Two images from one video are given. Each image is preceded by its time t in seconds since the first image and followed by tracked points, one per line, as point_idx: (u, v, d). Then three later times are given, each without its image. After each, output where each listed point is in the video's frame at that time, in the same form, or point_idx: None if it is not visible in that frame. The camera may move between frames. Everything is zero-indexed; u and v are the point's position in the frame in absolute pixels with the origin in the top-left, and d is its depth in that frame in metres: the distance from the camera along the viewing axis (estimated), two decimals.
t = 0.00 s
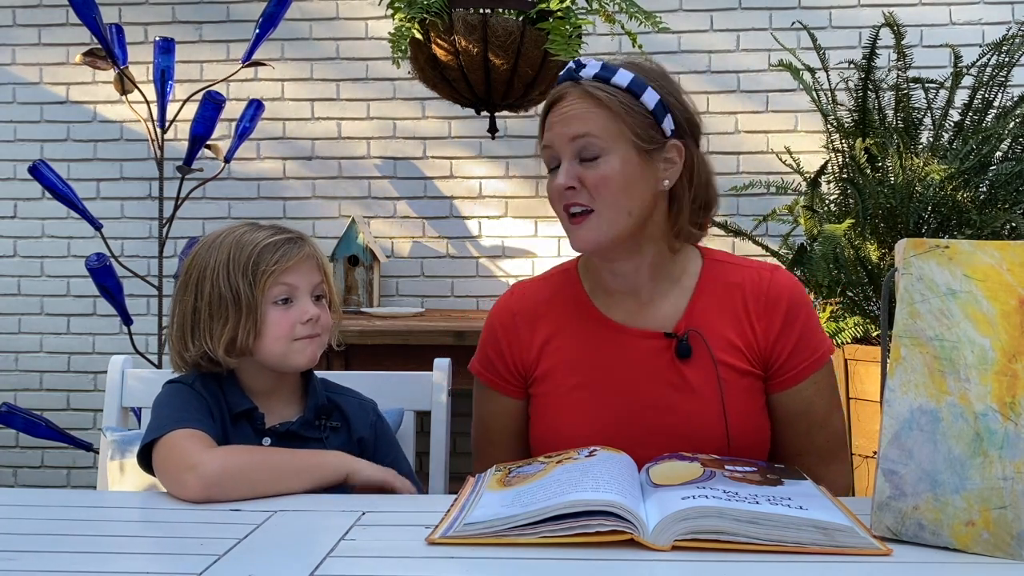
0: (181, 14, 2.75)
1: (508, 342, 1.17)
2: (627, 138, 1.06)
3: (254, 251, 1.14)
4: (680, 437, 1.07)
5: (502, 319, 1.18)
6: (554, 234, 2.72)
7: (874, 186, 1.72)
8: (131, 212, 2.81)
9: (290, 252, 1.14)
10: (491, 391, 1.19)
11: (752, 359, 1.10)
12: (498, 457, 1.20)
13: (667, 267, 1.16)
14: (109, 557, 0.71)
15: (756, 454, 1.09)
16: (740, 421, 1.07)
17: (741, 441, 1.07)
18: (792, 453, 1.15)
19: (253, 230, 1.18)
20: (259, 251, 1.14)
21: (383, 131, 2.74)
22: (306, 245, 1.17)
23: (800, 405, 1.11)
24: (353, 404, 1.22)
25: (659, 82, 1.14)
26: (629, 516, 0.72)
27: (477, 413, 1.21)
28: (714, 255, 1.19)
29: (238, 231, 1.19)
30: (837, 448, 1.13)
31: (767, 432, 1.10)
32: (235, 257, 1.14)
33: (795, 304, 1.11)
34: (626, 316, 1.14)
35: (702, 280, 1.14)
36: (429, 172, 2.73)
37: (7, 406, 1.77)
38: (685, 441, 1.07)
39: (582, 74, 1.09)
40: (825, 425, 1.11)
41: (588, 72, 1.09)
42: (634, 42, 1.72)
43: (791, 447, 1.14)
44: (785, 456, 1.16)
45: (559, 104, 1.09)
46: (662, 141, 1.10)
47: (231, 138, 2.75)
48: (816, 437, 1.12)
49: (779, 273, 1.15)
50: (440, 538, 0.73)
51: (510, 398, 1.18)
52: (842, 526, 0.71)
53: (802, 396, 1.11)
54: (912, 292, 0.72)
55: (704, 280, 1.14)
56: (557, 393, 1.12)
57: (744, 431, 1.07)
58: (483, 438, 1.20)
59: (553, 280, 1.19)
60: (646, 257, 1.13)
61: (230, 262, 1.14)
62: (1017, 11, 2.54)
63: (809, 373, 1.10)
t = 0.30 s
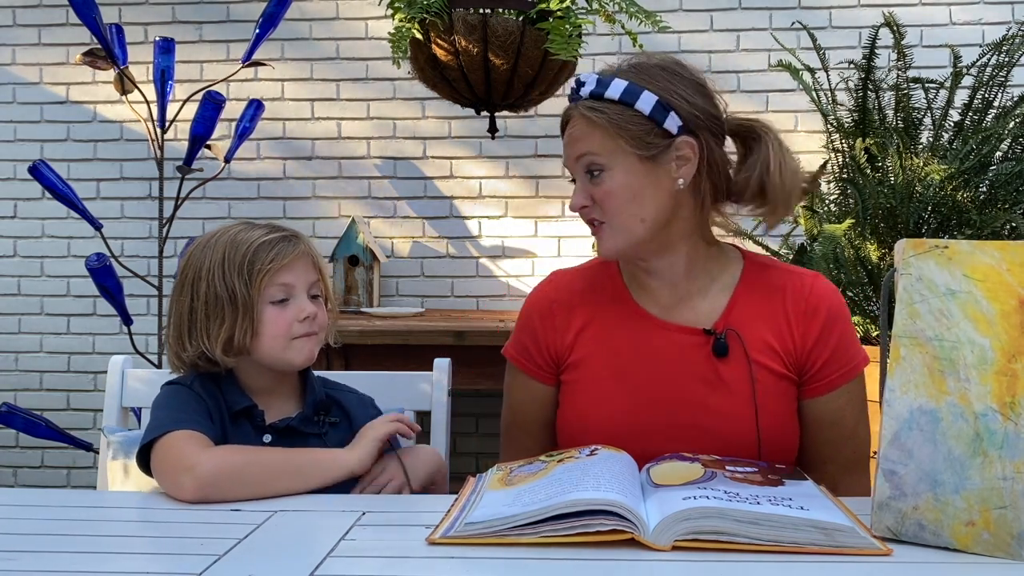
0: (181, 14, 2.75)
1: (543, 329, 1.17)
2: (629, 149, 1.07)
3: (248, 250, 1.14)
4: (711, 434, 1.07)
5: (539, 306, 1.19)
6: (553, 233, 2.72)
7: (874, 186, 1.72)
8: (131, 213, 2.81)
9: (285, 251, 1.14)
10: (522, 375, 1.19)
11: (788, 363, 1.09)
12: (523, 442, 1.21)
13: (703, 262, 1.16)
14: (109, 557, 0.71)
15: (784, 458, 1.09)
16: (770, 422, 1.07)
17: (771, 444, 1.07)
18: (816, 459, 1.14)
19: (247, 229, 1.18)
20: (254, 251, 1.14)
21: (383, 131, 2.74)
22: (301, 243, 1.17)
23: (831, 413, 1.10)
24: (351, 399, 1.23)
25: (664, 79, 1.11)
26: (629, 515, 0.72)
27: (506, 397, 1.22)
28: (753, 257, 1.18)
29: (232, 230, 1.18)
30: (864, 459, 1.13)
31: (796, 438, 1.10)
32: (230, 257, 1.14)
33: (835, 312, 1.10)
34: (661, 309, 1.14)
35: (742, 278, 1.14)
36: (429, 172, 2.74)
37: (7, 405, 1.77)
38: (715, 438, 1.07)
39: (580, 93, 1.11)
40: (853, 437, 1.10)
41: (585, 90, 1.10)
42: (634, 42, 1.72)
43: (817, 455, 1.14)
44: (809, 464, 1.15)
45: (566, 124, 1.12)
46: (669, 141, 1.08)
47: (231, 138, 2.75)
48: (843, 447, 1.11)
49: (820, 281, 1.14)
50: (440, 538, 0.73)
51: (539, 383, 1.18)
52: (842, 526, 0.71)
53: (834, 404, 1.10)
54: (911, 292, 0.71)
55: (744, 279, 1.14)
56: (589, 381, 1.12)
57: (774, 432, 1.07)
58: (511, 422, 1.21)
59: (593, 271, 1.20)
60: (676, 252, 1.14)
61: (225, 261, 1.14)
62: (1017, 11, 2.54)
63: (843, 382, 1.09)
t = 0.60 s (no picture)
0: (181, 14, 2.75)
1: (547, 323, 1.18)
2: (630, 151, 1.07)
3: (247, 250, 1.14)
4: (711, 433, 1.07)
5: (544, 303, 1.19)
6: (553, 234, 2.72)
7: (874, 186, 1.72)
8: (131, 213, 2.81)
9: (284, 251, 1.14)
10: (526, 370, 1.19)
11: (791, 365, 1.09)
12: (525, 437, 1.22)
13: (709, 262, 1.15)
14: (108, 557, 0.71)
15: (784, 460, 1.08)
16: (770, 425, 1.07)
17: (771, 445, 1.07)
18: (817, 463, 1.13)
19: (246, 229, 1.18)
20: (253, 251, 1.14)
21: (383, 131, 2.74)
22: (299, 243, 1.17)
23: (834, 418, 1.10)
24: (350, 400, 1.23)
25: (665, 81, 1.12)
26: (629, 515, 0.72)
27: (510, 392, 1.22)
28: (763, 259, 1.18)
29: (231, 230, 1.19)
30: (865, 465, 1.12)
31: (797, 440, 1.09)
32: (229, 257, 1.14)
33: (840, 317, 1.09)
34: (666, 310, 1.14)
35: (747, 280, 1.14)
36: (429, 172, 2.74)
37: (6, 405, 1.77)
38: (715, 438, 1.07)
39: (583, 96, 1.11)
40: (855, 443, 1.10)
41: (588, 93, 1.10)
42: (635, 42, 1.72)
43: (818, 459, 1.13)
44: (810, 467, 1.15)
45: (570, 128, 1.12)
46: (670, 142, 1.08)
47: (231, 138, 2.75)
48: (845, 453, 1.11)
49: (827, 283, 1.13)
50: (441, 538, 0.73)
51: (542, 378, 1.19)
52: (842, 526, 0.71)
53: (838, 408, 1.10)
54: (912, 292, 0.71)
55: (749, 281, 1.13)
56: (590, 378, 1.13)
57: (773, 433, 1.07)
58: (514, 417, 1.22)
59: (600, 270, 1.20)
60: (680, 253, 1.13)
61: (224, 261, 1.14)
62: (1017, 11, 2.54)
63: (846, 386, 1.09)
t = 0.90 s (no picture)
0: (181, 14, 2.75)
1: (544, 324, 1.18)
2: (627, 152, 1.07)
3: (247, 249, 1.14)
4: (709, 431, 1.07)
5: (541, 303, 1.19)
6: (553, 234, 2.72)
7: (874, 186, 1.72)
8: (131, 213, 2.81)
9: (284, 251, 1.14)
10: (524, 371, 1.19)
11: (788, 363, 1.09)
12: (525, 437, 1.22)
13: (706, 261, 1.16)
14: (108, 557, 0.71)
15: (783, 458, 1.08)
16: (768, 423, 1.07)
17: (769, 444, 1.07)
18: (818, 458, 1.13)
19: (247, 228, 1.18)
20: (253, 250, 1.14)
21: (383, 131, 2.74)
22: (300, 242, 1.17)
23: (831, 415, 1.10)
24: (351, 399, 1.23)
25: (660, 82, 1.12)
26: (629, 515, 0.72)
27: (509, 392, 1.22)
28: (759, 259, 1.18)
29: (231, 230, 1.18)
30: (863, 462, 1.13)
31: (795, 438, 1.09)
32: (229, 256, 1.14)
33: (836, 315, 1.09)
34: (663, 310, 1.14)
35: (743, 279, 1.14)
36: (429, 172, 2.74)
37: (6, 405, 1.77)
38: (713, 437, 1.07)
39: (578, 98, 1.11)
40: (853, 440, 1.11)
41: (583, 95, 1.10)
42: (634, 42, 1.72)
43: (816, 456, 1.14)
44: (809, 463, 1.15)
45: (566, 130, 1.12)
46: (666, 143, 1.09)
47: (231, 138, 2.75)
48: (843, 450, 1.11)
49: (823, 282, 1.13)
50: (441, 538, 0.73)
51: (540, 379, 1.19)
52: (842, 526, 0.71)
53: (835, 406, 1.10)
54: (912, 292, 0.71)
55: (746, 280, 1.13)
56: (588, 378, 1.13)
57: (771, 431, 1.07)
58: (514, 417, 1.22)
59: (596, 270, 1.20)
60: (677, 253, 1.13)
61: (225, 261, 1.14)
62: (1017, 11, 2.54)
63: (842, 384, 1.09)
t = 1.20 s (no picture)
0: (181, 14, 2.75)
1: (539, 326, 1.18)
2: (619, 152, 1.07)
3: (249, 249, 1.14)
4: (706, 429, 1.07)
5: (536, 305, 1.19)
6: (554, 234, 2.72)
7: (874, 186, 1.72)
8: (131, 213, 2.81)
9: (285, 251, 1.14)
10: (520, 373, 1.19)
11: (783, 360, 1.09)
12: (522, 440, 1.21)
13: (699, 260, 1.16)
14: (108, 557, 0.71)
15: (781, 455, 1.09)
16: (765, 420, 1.07)
17: (767, 441, 1.07)
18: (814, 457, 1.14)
19: (249, 229, 1.18)
20: (255, 250, 1.14)
21: (383, 131, 2.74)
22: (301, 242, 1.17)
23: (826, 411, 1.10)
24: (352, 398, 1.23)
25: (651, 82, 1.12)
26: (629, 515, 0.72)
27: (505, 395, 1.22)
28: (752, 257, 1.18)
29: (233, 230, 1.19)
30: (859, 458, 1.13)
31: (791, 435, 1.10)
32: (231, 255, 1.14)
33: (829, 311, 1.10)
34: (658, 309, 1.14)
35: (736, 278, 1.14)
36: (429, 172, 2.74)
37: (6, 406, 1.77)
38: (710, 435, 1.07)
39: (570, 100, 1.11)
40: (848, 436, 1.11)
41: (575, 97, 1.10)
42: (634, 42, 1.72)
43: (812, 453, 1.14)
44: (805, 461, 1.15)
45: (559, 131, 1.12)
46: (658, 142, 1.09)
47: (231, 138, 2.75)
48: (838, 446, 1.11)
49: (815, 278, 1.13)
50: (441, 538, 0.73)
51: (536, 381, 1.19)
52: (842, 526, 0.71)
53: (831, 403, 1.10)
54: (912, 292, 0.71)
55: (739, 277, 1.14)
56: (584, 378, 1.13)
57: (768, 428, 1.07)
58: (510, 420, 1.21)
59: (590, 271, 1.20)
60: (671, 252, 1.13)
61: (226, 260, 1.14)
62: (1017, 11, 2.55)
63: (837, 379, 1.09)
